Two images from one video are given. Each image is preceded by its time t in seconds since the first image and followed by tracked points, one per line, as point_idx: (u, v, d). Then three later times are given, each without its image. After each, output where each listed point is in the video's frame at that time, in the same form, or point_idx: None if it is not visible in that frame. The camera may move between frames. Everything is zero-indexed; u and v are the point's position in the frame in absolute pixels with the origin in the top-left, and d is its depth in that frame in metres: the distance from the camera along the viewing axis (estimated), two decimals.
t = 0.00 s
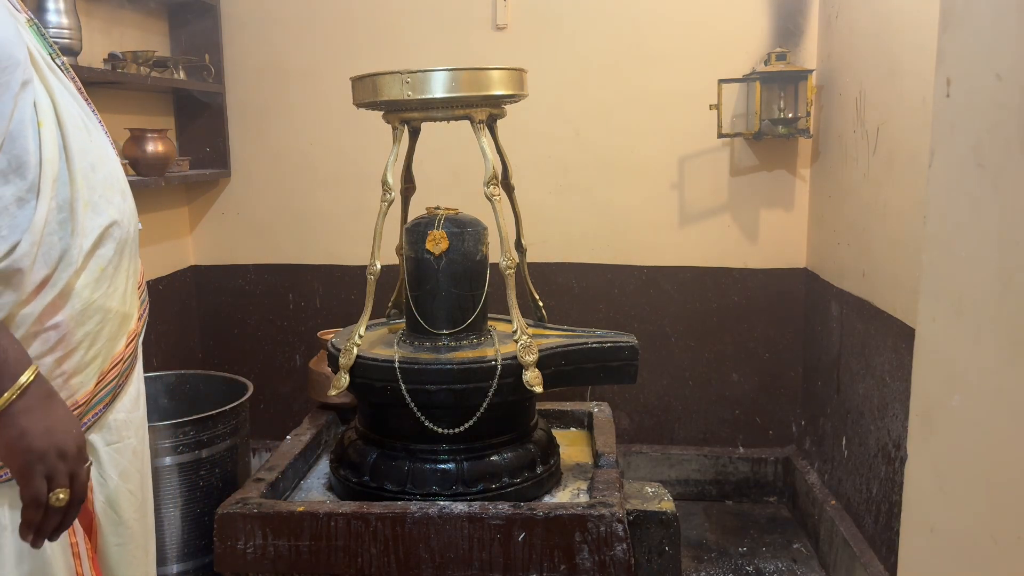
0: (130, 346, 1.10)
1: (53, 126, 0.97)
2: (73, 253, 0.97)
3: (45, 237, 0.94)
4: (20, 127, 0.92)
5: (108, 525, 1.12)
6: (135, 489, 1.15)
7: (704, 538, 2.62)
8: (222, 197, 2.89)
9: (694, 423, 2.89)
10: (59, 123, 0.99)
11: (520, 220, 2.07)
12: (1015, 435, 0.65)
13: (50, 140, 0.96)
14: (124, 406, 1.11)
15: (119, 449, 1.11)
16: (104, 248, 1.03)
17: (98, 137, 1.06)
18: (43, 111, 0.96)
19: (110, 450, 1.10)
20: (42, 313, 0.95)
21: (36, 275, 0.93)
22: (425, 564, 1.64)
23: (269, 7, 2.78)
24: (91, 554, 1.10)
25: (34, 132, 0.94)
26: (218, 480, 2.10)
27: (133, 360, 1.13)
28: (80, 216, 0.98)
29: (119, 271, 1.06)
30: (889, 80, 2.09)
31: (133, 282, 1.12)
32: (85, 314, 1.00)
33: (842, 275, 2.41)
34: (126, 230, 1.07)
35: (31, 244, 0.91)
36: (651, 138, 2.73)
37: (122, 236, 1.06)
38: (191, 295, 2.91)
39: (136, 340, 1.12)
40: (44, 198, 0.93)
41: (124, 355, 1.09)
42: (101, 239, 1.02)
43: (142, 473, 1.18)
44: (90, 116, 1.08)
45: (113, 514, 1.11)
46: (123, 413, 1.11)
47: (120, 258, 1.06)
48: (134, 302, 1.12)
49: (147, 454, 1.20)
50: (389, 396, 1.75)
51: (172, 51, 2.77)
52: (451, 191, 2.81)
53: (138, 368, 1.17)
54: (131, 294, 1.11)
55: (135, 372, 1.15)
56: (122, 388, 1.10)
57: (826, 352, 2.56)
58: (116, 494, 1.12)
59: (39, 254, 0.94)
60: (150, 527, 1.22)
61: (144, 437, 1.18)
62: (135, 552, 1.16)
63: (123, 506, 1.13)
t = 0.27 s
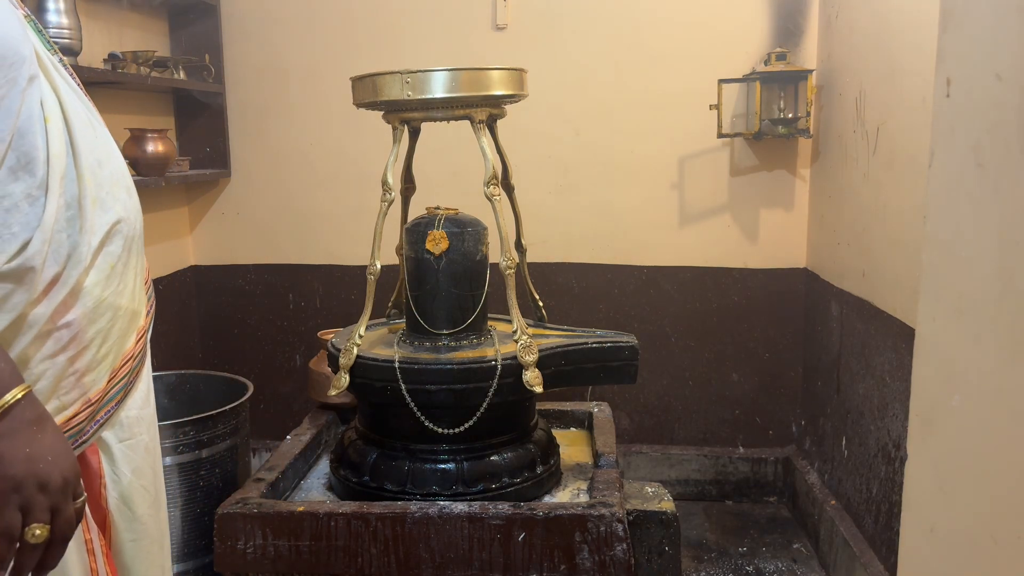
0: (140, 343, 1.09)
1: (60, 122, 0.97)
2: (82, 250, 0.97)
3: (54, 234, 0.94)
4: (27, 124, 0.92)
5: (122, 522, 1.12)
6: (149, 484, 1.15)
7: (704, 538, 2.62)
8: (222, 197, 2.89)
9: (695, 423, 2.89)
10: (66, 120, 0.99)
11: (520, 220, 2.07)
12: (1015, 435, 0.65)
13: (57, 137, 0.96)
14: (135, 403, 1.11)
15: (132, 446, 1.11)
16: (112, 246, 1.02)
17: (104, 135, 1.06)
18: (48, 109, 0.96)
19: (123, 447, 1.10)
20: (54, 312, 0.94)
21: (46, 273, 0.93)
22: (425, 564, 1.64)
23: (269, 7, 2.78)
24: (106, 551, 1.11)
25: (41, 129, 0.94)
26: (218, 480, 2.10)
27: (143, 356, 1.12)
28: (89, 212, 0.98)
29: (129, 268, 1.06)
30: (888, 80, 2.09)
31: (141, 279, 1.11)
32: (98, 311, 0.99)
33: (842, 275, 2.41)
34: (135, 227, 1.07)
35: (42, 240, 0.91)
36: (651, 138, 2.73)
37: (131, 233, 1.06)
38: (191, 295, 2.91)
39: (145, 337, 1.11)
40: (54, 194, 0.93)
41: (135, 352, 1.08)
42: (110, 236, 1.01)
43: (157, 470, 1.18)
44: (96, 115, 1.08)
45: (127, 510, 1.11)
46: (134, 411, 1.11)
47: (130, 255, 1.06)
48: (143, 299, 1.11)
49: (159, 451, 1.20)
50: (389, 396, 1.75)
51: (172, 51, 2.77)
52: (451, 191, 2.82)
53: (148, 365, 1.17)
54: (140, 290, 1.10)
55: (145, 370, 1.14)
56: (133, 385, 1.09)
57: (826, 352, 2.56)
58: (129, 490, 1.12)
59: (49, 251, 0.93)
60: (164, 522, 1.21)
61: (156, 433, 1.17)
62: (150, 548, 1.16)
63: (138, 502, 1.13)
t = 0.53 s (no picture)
0: (145, 342, 1.09)
1: (59, 120, 0.96)
2: (83, 249, 0.96)
3: (55, 233, 0.94)
4: (29, 122, 0.91)
5: (129, 522, 1.12)
6: (157, 484, 1.15)
7: (704, 538, 2.62)
8: (222, 197, 2.89)
9: (695, 423, 2.89)
10: (66, 118, 0.98)
11: (520, 220, 2.07)
12: (1014, 433, 0.65)
13: (57, 134, 0.95)
14: (140, 402, 1.10)
15: (139, 446, 1.11)
16: (113, 244, 1.02)
17: (104, 132, 1.05)
18: (48, 106, 0.95)
19: (129, 447, 1.10)
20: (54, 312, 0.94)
21: (48, 271, 0.93)
22: (425, 563, 1.64)
23: (269, 7, 2.78)
24: (113, 553, 1.10)
25: (42, 127, 0.93)
26: (218, 480, 2.10)
27: (148, 355, 1.12)
28: (90, 211, 0.98)
29: (131, 267, 1.06)
30: (888, 80, 2.09)
31: (145, 278, 1.11)
32: (100, 311, 1.00)
33: (842, 275, 2.41)
34: (136, 225, 1.06)
35: (43, 240, 0.90)
36: (651, 138, 2.73)
37: (132, 231, 1.05)
38: (191, 295, 2.91)
39: (150, 337, 1.12)
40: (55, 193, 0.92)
41: (140, 351, 1.08)
42: (112, 235, 1.01)
43: (165, 469, 1.18)
44: (94, 112, 1.07)
45: (134, 511, 1.12)
46: (140, 410, 1.10)
47: (131, 254, 1.06)
48: (146, 298, 1.11)
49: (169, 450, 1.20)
50: (389, 396, 1.75)
51: (172, 51, 2.77)
52: (451, 191, 2.82)
53: (154, 364, 1.17)
54: (143, 288, 1.10)
55: (150, 369, 1.15)
56: (138, 384, 1.10)
57: (826, 352, 2.56)
58: (136, 490, 1.12)
59: (50, 250, 0.93)
60: (175, 522, 1.21)
61: (164, 434, 1.17)
62: (158, 549, 1.16)
63: (145, 503, 1.13)
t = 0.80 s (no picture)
0: (142, 345, 1.09)
1: (58, 122, 0.97)
2: (78, 249, 0.96)
3: (51, 234, 0.94)
4: (25, 123, 0.91)
5: (126, 526, 1.11)
6: (153, 488, 1.15)
7: (704, 538, 2.62)
8: (222, 197, 2.89)
9: (695, 423, 2.89)
10: (65, 120, 0.98)
11: (520, 220, 2.07)
12: (1014, 432, 0.65)
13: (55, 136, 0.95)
14: (136, 405, 1.10)
15: (134, 450, 1.11)
16: (110, 246, 1.02)
17: (104, 134, 1.06)
18: (47, 108, 0.96)
19: (125, 451, 1.10)
20: (49, 313, 0.94)
21: (43, 272, 0.93)
22: (425, 563, 1.64)
23: (269, 7, 2.78)
24: (110, 557, 1.10)
25: (39, 129, 0.94)
26: (218, 480, 2.10)
27: (145, 358, 1.12)
28: (87, 212, 0.98)
29: (129, 269, 1.06)
30: (888, 80, 2.09)
31: (143, 280, 1.11)
32: (95, 313, 0.99)
33: (842, 275, 2.41)
34: (134, 227, 1.06)
35: (36, 240, 0.91)
36: (651, 137, 2.73)
37: (130, 233, 1.05)
38: (191, 295, 2.91)
39: (147, 339, 1.12)
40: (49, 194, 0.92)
41: (136, 354, 1.08)
42: (110, 237, 1.01)
43: (161, 473, 1.18)
44: (95, 114, 1.08)
45: (130, 514, 1.11)
46: (136, 413, 1.10)
47: (129, 256, 1.05)
48: (144, 300, 1.11)
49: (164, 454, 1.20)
50: (389, 395, 1.75)
51: (172, 51, 2.77)
52: (451, 191, 2.82)
53: (150, 366, 1.17)
54: (141, 291, 1.10)
55: (147, 371, 1.15)
56: (134, 387, 1.10)
57: (826, 352, 2.56)
58: (133, 494, 1.12)
59: (45, 251, 0.93)
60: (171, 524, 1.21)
61: (160, 437, 1.17)
62: (154, 551, 1.16)
63: (142, 506, 1.13)
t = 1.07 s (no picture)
0: (137, 348, 1.10)
1: (55, 125, 0.96)
2: (75, 252, 0.96)
3: (47, 237, 0.94)
4: (23, 127, 0.91)
5: (120, 529, 1.11)
6: (146, 491, 1.15)
7: (704, 538, 2.62)
8: (222, 197, 2.89)
9: (695, 423, 2.89)
10: (63, 124, 0.98)
11: (520, 220, 2.07)
12: (1015, 432, 0.65)
13: (52, 139, 0.95)
14: (131, 408, 1.11)
15: (129, 452, 1.11)
16: (107, 249, 1.02)
17: (102, 138, 1.06)
18: (45, 111, 0.95)
19: (119, 453, 1.10)
20: (45, 316, 0.94)
21: (39, 275, 0.93)
22: (425, 563, 1.64)
23: (269, 7, 2.78)
24: (103, 560, 1.09)
25: (37, 132, 0.93)
26: (218, 480, 2.10)
27: (140, 361, 1.13)
28: (84, 215, 0.98)
29: (126, 272, 1.06)
30: (888, 80, 2.09)
31: (140, 282, 1.11)
32: (91, 316, 1.00)
33: (842, 275, 2.41)
34: (131, 230, 1.06)
35: (33, 244, 0.90)
36: (651, 137, 2.73)
37: (127, 236, 1.05)
38: (191, 295, 2.91)
39: (143, 343, 1.12)
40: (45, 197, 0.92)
41: (132, 357, 1.09)
42: (107, 242, 1.02)
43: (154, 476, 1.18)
44: (93, 117, 1.08)
45: (125, 517, 1.11)
46: (131, 416, 1.11)
47: (125, 259, 1.06)
48: (140, 303, 1.11)
49: (157, 457, 1.20)
50: (389, 396, 1.75)
51: (172, 51, 2.77)
52: (451, 191, 2.82)
53: (145, 369, 1.17)
54: (138, 293, 1.10)
55: (142, 374, 1.15)
56: (129, 390, 1.10)
57: (826, 352, 2.56)
58: (127, 496, 1.11)
59: (41, 254, 0.93)
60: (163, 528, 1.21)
61: (153, 441, 1.17)
62: (148, 555, 1.15)
63: (136, 510, 1.13)
